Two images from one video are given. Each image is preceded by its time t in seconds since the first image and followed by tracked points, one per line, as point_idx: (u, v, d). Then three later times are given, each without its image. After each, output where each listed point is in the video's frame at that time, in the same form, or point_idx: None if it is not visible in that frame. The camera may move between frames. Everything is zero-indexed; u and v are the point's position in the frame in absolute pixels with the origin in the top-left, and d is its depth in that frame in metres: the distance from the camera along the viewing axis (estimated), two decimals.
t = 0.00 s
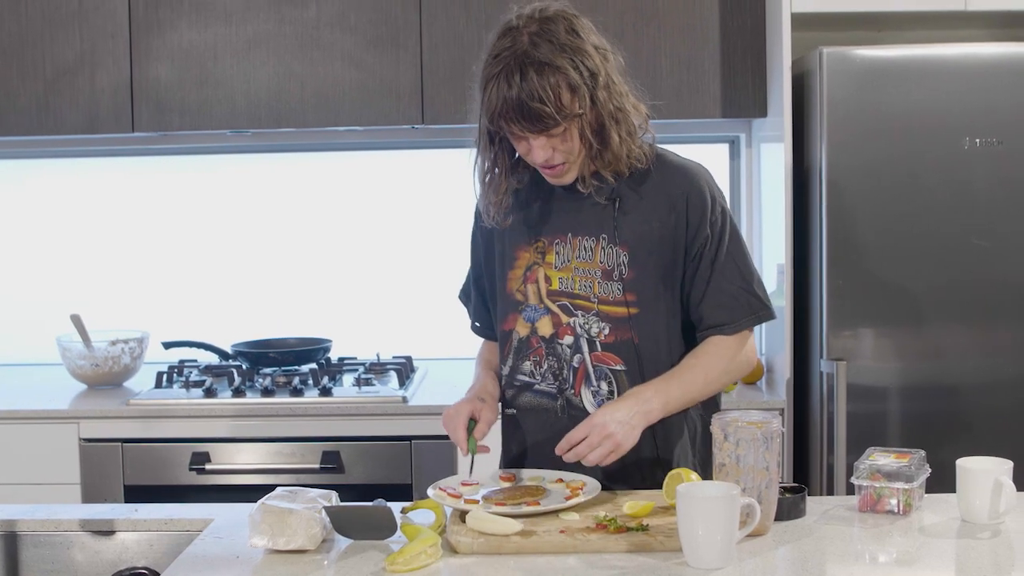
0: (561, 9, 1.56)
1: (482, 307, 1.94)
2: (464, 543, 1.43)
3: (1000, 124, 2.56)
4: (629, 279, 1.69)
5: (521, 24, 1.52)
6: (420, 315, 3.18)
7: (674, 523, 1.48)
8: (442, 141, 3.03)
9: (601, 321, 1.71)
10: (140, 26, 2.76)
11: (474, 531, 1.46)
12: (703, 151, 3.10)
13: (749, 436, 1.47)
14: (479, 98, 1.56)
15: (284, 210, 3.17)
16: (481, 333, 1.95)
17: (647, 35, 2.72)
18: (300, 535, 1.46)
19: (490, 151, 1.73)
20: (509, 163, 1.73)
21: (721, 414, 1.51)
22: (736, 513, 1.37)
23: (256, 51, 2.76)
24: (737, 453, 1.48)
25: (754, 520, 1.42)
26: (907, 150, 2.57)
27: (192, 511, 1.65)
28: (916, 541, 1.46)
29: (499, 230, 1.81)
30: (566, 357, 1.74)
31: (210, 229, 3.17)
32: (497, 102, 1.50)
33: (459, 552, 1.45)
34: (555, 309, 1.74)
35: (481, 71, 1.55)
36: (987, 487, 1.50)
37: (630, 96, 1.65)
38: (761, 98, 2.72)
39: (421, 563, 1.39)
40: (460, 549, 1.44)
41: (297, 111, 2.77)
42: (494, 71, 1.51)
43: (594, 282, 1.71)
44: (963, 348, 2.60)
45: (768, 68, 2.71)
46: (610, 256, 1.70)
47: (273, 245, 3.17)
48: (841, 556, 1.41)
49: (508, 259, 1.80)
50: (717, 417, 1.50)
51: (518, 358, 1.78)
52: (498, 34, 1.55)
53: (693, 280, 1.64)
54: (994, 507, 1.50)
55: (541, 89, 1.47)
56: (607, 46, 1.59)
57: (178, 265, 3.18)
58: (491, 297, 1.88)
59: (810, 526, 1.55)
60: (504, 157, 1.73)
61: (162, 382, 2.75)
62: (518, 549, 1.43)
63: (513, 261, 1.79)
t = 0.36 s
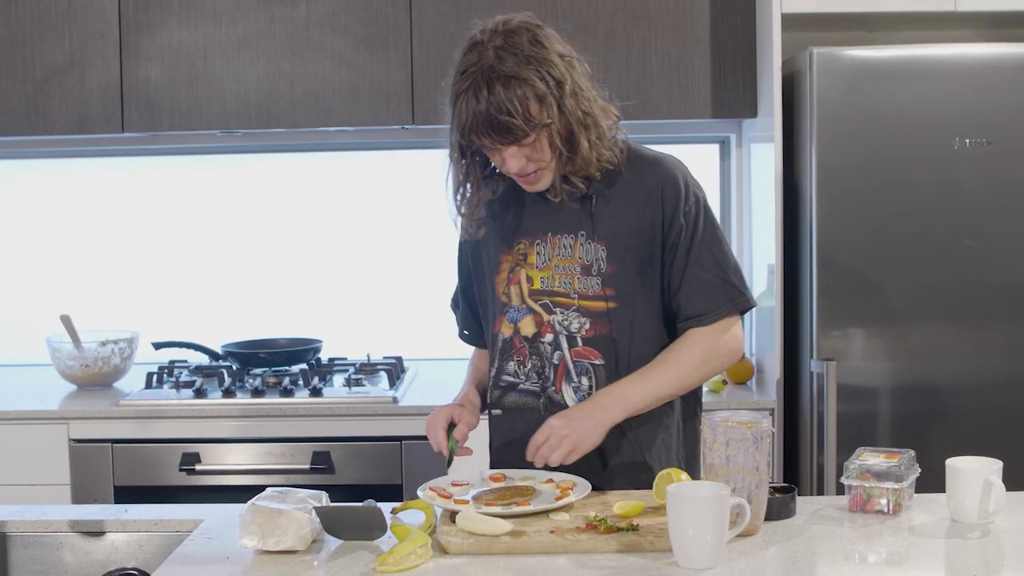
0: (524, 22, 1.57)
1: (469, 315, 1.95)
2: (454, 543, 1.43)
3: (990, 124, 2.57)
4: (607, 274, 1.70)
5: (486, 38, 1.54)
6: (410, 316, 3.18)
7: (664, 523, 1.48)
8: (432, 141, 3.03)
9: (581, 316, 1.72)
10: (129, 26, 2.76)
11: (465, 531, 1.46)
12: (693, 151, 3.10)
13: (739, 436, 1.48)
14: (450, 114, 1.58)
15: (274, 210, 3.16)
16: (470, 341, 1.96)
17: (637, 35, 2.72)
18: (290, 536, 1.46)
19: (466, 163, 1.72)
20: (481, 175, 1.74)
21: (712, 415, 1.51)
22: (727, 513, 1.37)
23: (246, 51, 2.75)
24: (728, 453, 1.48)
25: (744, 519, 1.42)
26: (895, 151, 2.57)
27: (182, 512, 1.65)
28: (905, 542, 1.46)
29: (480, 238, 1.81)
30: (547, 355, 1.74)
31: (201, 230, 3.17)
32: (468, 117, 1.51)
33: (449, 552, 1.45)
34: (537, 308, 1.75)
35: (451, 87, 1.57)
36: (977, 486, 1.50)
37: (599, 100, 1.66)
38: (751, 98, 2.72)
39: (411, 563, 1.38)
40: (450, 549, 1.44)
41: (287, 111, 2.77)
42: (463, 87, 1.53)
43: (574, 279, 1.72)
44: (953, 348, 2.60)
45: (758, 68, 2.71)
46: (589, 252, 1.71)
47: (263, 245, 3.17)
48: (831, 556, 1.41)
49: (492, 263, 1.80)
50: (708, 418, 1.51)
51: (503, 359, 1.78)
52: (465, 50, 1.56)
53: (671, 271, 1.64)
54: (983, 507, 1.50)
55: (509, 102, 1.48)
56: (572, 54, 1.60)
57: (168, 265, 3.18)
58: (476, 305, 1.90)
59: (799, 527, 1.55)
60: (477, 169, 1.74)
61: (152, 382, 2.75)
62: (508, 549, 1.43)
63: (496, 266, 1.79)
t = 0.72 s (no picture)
0: (484, 23, 1.59)
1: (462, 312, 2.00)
2: (432, 542, 1.42)
3: (968, 124, 2.57)
4: (566, 274, 1.69)
5: (445, 40, 1.56)
6: (390, 315, 3.18)
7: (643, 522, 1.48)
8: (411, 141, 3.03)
9: (542, 315, 1.72)
10: (107, 25, 2.75)
11: (442, 531, 1.46)
12: (671, 151, 3.11)
13: (717, 435, 1.48)
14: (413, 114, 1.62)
15: (254, 210, 3.16)
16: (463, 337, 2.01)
17: (615, 35, 2.72)
18: (268, 536, 1.46)
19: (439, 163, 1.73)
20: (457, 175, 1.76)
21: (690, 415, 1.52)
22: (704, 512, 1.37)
23: (224, 50, 2.75)
24: (705, 452, 1.49)
25: (721, 519, 1.42)
26: (872, 151, 2.58)
27: (160, 512, 1.65)
28: (882, 541, 1.46)
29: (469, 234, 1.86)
30: (514, 354, 1.75)
31: (180, 229, 3.16)
32: (423, 119, 1.54)
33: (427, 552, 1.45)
34: (507, 307, 1.75)
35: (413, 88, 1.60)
36: (953, 485, 1.50)
37: (562, 101, 1.66)
38: (729, 98, 2.73)
39: (388, 563, 1.38)
40: (428, 549, 1.44)
41: (265, 111, 2.76)
42: (419, 89, 1.55)
43: (536, 278, 1.72)
44: (932, 347, 2.61)
45: (737, 68, 2.72)
46: (549, 251, 1.70)
47: (243, 245, 3.17)
48: (809, 555, 1.41)
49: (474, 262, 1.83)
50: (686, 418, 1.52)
51: (478, 357, 1.80)
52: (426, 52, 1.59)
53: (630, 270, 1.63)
54: (960, 505, 1.51)
55: (459, 104, 1.51)
56: (533, 56, 1.60)
57: (147, 265, 3.17)
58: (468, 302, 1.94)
59: (778, 526, 1.54)
60: (443, 173, 1.74)
61: (130, 382, 2.75)
62: (487, 549, 1.43)
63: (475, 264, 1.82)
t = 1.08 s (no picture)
0: (464, 22, 1.57)
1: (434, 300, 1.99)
2: (401, 537, 1.41)
3: (937, 118, 2.59)
4: (550, 267, 1.70)
5: (426, 41, 1.54)
6: (361, 310, 3.18)
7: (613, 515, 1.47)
8: (382, 135, 3.04)
9: (524, 308, 1.72)
10: (75, 19, 2.74)
11: (413, 525, 1.44)
12: (641, 145, 3.12)
13: (686, 428, 1.47)
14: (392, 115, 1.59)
15: (225, 204, 3.16)
16: (435, 324, 2.01)
17: (584, 29, 2.72)
18: (238, 531, 1.44)
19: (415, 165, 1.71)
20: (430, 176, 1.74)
21: (659, 408, 1.50)
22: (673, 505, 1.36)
23: (193, 45, 2.74)
24: (675, 445, 1.48)
25: (690, 512, 1.41)
26: (841, 145, 2.59)
27: (127, 507, 1.64)
28: (849, 533, 1.45)
29: (439, 226, 1.84)
30: (491, 347, 1.75)
31: (150, 224, 3.16)
32: (407, 122, 1.52)
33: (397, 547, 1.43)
34: (483, 299, 1.75)
35: (393, 90, 1.57)
36: (921, 477, 1.50)
37: (543, 98, 1.66)
38: (698, 93, 2.74)
39: (359, 557, 1.36)
40: (398, 543, 1.42)
41: (234, 106, 2.76)
42: (402, 91, 1.53)
43: (518, 271, 1.72)
44: (902, 340, 2.62)
45: (706, 62, 2.72)
46: (533, 245, 1.70)
47: (213, 239, 3.17)
48: (778, 547, 1.40)
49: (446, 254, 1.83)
50: (656, 411, 1.50)
51: (458, 349, 1.80)
52: (405, 53, 1.56)
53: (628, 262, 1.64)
54: (928, 497, 1.50)
55: (447, 107, 1.49)
56: (514, 54, 1.59)
57: (117, 260, 3.16)
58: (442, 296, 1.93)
59: (747, 518, 1.54)
60: (419, 169, 1.72)
61: (99, 377, 2.74)
62: (457, 543, 1.42)
63: (449, 258, 1.81)
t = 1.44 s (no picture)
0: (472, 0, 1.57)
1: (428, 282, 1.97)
2: (395, 521, 1.39)
3: (930, 102, 2.59)
4: (551, 251, 1.69)
5: (435, 18, 1.54)
6: (355, 295, 3.19)
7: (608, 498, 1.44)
8: (375, 119, 3.04)
9: (524, 292, 1.71)
10: (67, 3, 2.73)
11: (406, 509, 1.43)
12: (634, 129, 3.12)
13: (680, 412, 1.48)
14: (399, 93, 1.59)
15: (219, 189, 3.16)
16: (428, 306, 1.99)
17: (576, 12, 2.72)
18: (231, 515, 1.42)
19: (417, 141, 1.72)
20: (431, 153, 1.74)
21: (654, 393, 1.52)
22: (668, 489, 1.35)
23: (185, 29, 2.74)
24: (668, 429, 1.49)
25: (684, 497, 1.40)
26: (834, 129, 2.59)
27: (121, 491, 1.64)
28: (843, 516, 1.45)
29: (434, 207, 1.83)
30: (488, 329, 1.74)
31: (144, 210, 3.16)
32: (416, 98, 1.52)
33: (391, 531, 1.42)
34: (481, 282, 1.75)
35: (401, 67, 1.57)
36: (915, 460, 1.49)
37: (550, 79, 1.66)
38: (691, 76, 2.74)
39: (353, 541, 1.35)
40: (392, 528, 1.40)
41: (227, 90, 2.75)
42: (410, 67, 1.53)
43: (518, 254, 1.71)
44: (896, 325, 2.63)
45: (699, 45, 2.72)
46: (534, 228, 1.70)
47: (207, 225, 3.16)
48: (772, 530, 1.40)
49: (443, 236, 1.81)
50: (650, 395, 1.51)
51: (453, 331, 1.79)
52: (413, 30, 1.56)
53: (628, 249, 1.64)
54: (922, 481, 1.49)
55: (456, 82, 1.49)
56: (522, 32, 1.60)
57: (111, 246, 3.16)
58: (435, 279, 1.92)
59: (741, 500, 1.53)
60: (426, 148, 1.73)
61: (93, 362, 2.75)
62: (451, 527, 1.41)
63: (445, 240, 1.80)
